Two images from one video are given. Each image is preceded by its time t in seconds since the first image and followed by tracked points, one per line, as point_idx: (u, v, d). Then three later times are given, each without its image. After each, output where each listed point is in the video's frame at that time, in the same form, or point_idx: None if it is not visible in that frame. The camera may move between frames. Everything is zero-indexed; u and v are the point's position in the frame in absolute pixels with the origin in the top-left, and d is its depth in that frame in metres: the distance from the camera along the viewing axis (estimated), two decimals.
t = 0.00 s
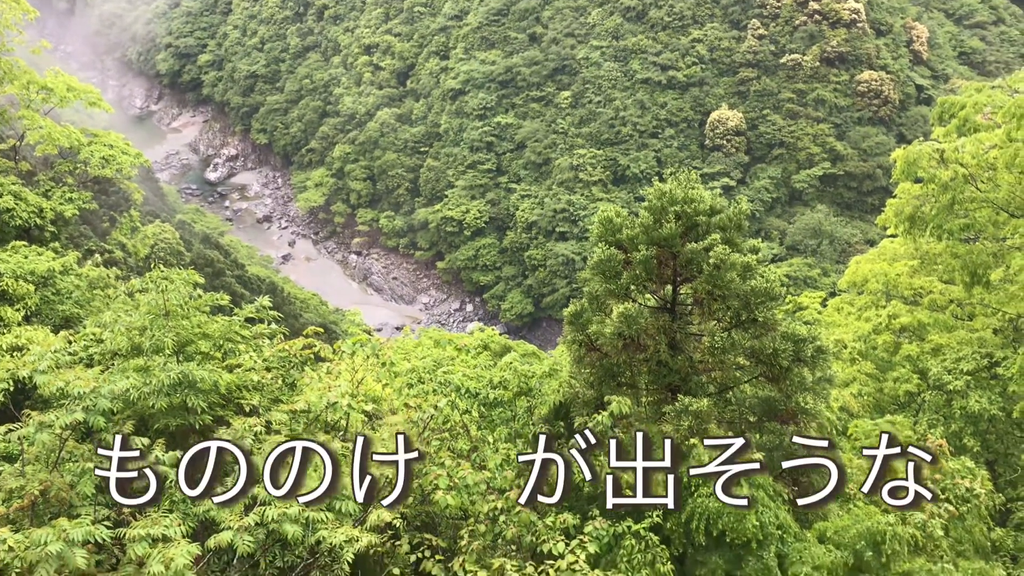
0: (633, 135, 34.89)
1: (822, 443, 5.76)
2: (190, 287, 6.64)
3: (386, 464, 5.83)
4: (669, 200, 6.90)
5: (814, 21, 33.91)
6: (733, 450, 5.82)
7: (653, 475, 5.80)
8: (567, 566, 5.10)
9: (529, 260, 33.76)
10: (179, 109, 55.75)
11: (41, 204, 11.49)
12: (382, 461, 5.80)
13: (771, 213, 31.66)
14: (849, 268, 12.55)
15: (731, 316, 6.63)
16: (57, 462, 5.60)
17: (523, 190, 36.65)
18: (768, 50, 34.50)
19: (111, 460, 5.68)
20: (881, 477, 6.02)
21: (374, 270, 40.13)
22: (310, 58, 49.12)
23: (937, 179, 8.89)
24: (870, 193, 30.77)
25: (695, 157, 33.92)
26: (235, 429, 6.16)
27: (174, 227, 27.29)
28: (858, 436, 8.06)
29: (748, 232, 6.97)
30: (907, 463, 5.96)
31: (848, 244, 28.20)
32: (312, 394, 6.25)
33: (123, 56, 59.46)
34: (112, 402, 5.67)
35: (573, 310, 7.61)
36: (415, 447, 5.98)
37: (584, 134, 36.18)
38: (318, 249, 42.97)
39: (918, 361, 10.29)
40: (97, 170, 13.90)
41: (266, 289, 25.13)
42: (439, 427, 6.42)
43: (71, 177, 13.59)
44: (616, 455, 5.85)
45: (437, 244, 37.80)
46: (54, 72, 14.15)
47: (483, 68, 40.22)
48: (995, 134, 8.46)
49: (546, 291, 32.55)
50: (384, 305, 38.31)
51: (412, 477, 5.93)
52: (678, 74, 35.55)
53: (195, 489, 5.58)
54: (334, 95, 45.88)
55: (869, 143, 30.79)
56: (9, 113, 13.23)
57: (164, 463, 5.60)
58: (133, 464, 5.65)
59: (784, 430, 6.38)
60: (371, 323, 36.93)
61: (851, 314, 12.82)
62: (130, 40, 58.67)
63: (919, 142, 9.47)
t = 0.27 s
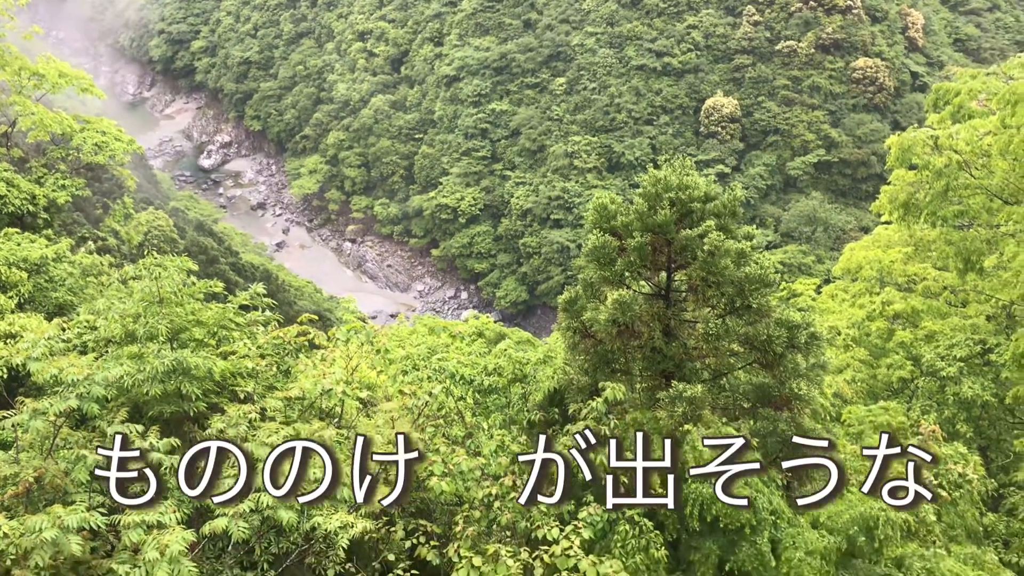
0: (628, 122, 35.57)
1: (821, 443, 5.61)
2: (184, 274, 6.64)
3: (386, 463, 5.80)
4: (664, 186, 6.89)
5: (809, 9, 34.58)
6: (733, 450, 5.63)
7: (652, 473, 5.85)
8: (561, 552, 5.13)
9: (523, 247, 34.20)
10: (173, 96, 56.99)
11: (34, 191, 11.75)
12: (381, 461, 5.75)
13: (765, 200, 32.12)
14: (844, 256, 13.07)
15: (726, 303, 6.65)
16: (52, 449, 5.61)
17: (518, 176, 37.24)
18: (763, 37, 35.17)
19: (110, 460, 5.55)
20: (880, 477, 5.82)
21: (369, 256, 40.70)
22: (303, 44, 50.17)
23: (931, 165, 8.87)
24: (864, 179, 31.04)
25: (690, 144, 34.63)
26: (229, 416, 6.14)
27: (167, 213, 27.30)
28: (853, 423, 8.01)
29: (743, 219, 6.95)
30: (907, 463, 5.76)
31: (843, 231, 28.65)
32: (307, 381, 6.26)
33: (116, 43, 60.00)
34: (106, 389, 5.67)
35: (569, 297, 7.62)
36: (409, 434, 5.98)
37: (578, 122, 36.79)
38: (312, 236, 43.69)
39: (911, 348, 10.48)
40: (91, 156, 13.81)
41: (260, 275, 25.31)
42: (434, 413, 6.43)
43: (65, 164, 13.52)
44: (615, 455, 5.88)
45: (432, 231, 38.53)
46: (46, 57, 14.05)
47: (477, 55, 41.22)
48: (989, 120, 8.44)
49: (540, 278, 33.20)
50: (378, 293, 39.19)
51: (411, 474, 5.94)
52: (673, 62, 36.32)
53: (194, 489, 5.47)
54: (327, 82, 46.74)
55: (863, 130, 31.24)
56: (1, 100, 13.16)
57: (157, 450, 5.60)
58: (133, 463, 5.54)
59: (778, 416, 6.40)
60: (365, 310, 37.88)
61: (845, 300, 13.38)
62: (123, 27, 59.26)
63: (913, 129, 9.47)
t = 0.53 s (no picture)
0: (622, 110, 36.00)
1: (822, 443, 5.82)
2: (177, 261, 6.61)
3: (385, 463, 5.78)
4: (658, 174, 6.89)
5: None
6: (732, 450, 5.82)
7: (651, 473, 5.80)
8: (555, 539, 5.22)
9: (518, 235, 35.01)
10: (165, 83, 57.70)
11: (26, 177, 11.98)
12: (381, 461, 5.68)
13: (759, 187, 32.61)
14: (838, 243, 13.45)
15: (719, 290, 6.66)
16: (45, 437, 5.59)
17: (512, 164, 37.85)
18: (757, 24, 35.48)
19: (110, 459, 5.60)
20: (881, 477, 5.97)
21: (363, 245, 41.34)
22: (297, 31, 50.05)
23: (925, 153, 8.90)
24: (858, 167, 31.71)
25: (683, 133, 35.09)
26: (222, 405, 6.12)
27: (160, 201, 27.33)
28: (845, 410, 7.89)
29: (736, 206, 6.95)
30: (907, 463, 5.91)
31: (836, 219, 29.15)
32: (301, 368, 6.26)
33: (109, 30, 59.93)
34: (99, 377, 5.65)
35: (562, 285, 7.58)
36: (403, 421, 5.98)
37: (572, 109, 37.36)
38: (306, 224, 44.18)
39: (904, 335, 10.46)
40: (82, 143, 14.07)
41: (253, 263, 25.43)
42: (428, 401, 6.45)
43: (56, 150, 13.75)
44: (615, 456, 5.84)
45: (425, 220, 39.36)
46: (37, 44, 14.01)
47: (470, 42, 41.52)
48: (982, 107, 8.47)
49: (534, 266, 33.93)
50: (372, 281, 39.80)
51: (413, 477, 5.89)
52: (667, 49, 36.66)
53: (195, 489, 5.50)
54: (321, 69, 46.76)
55: (857, 117, 31.81)
56: None
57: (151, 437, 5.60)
58: (133, 463, 5.64)
59: (770, 403, 6.45)
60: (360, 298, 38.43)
61: (837, 288, 13.46)
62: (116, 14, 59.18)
63: (907, 116, 9.47)
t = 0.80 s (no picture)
0: (615, 99, 36.10)
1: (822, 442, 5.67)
2: (168, 251, 6.60)
3: (384, 463, 5.71)
4: (650, 162, 6.86)
5: None
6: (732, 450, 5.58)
7: (651, 473, 5.74)
8: (548, 526, 5.27)
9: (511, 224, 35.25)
10: (156, 71, 57.50)
11: (15, 167, 12.35)
12: (380, 460, 5.66)
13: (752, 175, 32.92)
14: (830, 231, 13.31)
15: (711, 279, 6.71)
16: (37, 426, 5.57)
17: (506, 153, 37.93)
18: (750, 13, 35.73)
19: (110, 460, 5.61)
20: (880, 478, 5.82)
21: (356, 234, 41.90)
22: (288, 20, 49.87)
23: (918, 141, 8.89)
24: (849, 156, 32.28)
25: (676, 122, 35.14)
26: (214, 395, 6.11)
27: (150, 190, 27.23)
28: (837, 397, 8.27)
29: (728, 195, 6.99)
30: (907, 464, 5.76)
31: (828, 207, 29.60)
32: (293, 358, 6.27)
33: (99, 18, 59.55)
34: (91, 366, 5.64)
35: (555, 274, 7.59)
36: (396, 410, 5.96)
37: (565, 98, 37.45)
38: (298, 214, 44.72)
39: (895, 323, 10.61)
40: (72, 132, 14.02)
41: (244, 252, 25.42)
42: (420, 389, 6.42)
43: (46, 139, 13.75)
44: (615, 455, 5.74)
45: (418, 209, 39.66)
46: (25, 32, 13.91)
47: (462, 30, 41.33)
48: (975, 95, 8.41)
49: (528, 254, 34.44)
50: (364, 270, 40.63)
51: (412, 472, 5.91)
52: (659, 38, 36.89)
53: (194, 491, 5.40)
54: (312, 57, 46.67)
55: (850, 107, 32.28)
56: None
57: (144, 427, 5.59)
58: (133, 463, 5.61)
59: (763, 391, 6.49)
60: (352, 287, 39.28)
61: (828, 276, 13.46)
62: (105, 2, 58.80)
63: (899, 104, 9.42)
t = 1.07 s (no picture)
0: (607, 87, 36.82)
1: (822, 442, 5.79)
2: (159, 241, 6.56)
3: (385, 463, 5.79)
4: (643, 150, 6.84)
5: None
6: (732, 450, 5.70)
7: (651, 473, 5.81)
8: (541, 514, 5.32)
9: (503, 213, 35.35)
10: (146, 61, 57.32)
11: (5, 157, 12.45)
12: (382, 461, 5.72)
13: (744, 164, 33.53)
14: (821, 220, 13.57)
15: (703, 267, 6.65)
16: (29, 418, 5.54)
17: (498, 143, 38.08)
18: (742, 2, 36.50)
19: (111, 459, 5.58)
20: (880, 477, 5.87)
21: (348, 225, 41.96)
22: (278, 9, 49.52)
23: (908, 128, 8.88)
24: (841, 144, 32.81)
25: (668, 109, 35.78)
26: (207, 385, 6.10)
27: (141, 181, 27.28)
28: (827, 384, 8.52)
29: (719, 183, 7.00)
30: (907, 464, 5.81)
31: (819, 195, 30.32)
32: (286, 348, 6.26)
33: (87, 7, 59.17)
34: (82, 357, 5.61)
35: (547, 262, 7.53)
36: (388, 399, 5.92)
37: (557, 86, 37.88)
38: (289, 204, 44.76)
39: (887, 310, 10.70)
40: (62, 123, 14.27)
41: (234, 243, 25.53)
42: (413, 379, 6.39)
43: (36, 129, 13.95)
44: (615, 456, 5.84)
45: (411, 199, 39.86)
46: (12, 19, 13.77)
47: (454, 19, 41.30)
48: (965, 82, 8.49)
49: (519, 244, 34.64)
50: (356, 260, 40.79)
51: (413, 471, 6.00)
52: (652, 26, 37.37)
53: (196, 491, 5.50)
54: (302, 46, 46.46)
55: (841, 94, 32.94)
56: None
57: (136, 418, 5.58)
58: (133, 464, 5.58)
59: (754, 378, 6.56)
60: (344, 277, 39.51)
61: (820, 263, 13.66)
62: None
63: (891, 92, 9.45)
